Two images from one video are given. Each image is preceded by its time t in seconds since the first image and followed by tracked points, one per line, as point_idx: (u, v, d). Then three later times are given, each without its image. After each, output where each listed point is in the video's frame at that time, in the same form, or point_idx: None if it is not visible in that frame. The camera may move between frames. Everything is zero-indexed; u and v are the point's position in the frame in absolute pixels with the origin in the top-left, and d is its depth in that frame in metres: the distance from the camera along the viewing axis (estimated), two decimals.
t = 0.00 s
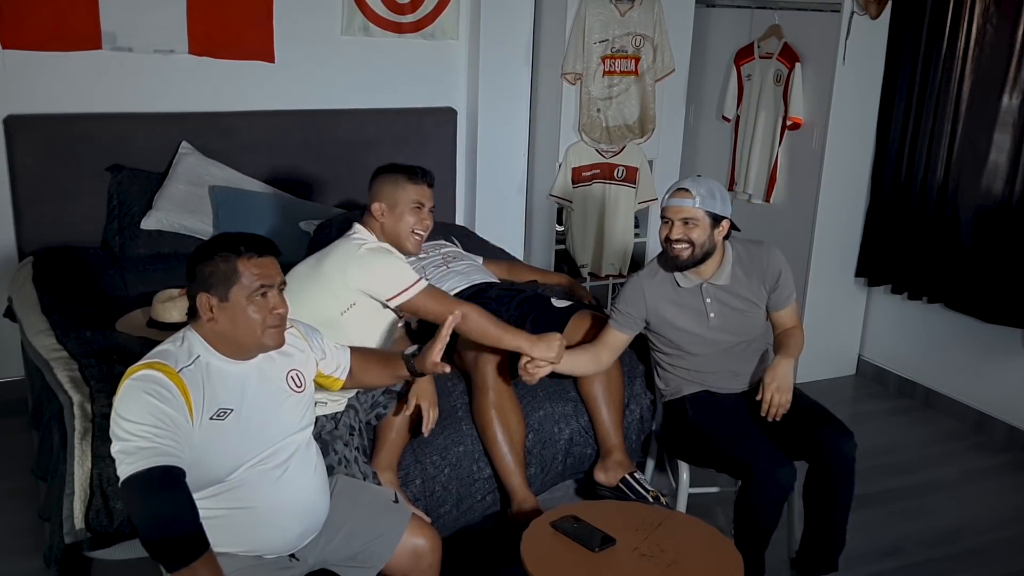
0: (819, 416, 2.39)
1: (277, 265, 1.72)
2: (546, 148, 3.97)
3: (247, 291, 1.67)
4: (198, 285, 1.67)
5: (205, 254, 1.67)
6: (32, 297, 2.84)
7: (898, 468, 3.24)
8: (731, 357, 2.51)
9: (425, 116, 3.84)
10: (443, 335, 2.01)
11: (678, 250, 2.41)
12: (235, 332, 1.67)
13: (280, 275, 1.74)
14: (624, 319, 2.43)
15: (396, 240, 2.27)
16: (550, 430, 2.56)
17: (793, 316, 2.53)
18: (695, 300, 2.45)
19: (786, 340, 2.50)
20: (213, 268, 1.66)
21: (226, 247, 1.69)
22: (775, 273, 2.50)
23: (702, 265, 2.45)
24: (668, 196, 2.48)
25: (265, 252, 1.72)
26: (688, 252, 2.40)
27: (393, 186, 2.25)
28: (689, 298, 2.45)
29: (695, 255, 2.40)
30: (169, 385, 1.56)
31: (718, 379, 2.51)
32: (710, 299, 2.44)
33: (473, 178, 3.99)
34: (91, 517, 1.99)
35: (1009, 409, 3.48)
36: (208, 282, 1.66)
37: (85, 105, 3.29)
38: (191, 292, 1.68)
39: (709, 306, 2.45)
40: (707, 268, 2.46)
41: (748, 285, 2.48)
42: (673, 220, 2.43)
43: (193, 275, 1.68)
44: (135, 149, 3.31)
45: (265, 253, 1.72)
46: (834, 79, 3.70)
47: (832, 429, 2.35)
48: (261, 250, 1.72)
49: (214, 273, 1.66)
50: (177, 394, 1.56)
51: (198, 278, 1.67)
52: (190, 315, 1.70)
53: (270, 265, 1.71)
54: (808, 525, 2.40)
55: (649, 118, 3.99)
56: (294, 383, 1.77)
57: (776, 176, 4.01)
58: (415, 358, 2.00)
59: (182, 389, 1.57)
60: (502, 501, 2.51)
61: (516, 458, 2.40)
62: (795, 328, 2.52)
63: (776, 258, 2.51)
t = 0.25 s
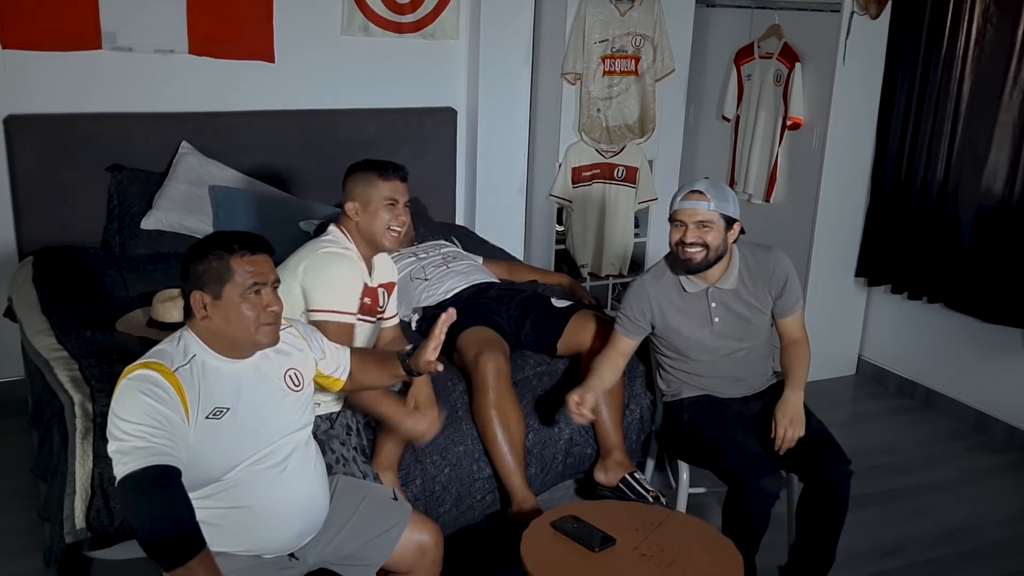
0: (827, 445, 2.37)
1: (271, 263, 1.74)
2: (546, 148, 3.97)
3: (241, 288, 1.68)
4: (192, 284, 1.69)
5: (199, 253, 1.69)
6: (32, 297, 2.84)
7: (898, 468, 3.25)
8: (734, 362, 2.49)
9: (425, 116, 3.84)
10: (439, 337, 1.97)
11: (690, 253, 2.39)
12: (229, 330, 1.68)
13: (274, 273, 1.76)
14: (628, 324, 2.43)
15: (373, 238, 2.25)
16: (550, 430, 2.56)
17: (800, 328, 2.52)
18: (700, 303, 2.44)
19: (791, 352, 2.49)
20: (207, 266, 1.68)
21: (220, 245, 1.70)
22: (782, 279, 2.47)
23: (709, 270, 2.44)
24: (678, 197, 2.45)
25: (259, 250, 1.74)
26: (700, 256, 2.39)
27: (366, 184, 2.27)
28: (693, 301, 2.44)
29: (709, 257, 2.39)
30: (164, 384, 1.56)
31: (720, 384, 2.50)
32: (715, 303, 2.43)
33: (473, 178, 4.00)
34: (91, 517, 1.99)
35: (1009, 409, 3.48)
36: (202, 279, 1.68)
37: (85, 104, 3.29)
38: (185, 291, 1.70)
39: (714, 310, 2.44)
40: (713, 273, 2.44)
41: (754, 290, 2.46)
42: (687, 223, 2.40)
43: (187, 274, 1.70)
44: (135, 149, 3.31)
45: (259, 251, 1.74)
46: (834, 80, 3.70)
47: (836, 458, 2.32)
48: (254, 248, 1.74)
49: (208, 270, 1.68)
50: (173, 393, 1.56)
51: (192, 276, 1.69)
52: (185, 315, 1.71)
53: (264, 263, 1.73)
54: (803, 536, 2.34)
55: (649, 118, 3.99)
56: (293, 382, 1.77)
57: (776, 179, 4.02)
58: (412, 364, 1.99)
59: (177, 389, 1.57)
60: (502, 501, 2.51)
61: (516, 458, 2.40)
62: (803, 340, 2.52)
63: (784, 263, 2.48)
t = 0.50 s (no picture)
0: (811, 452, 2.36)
1: (267, 261, 1.75)
2: (546, 148, 3.97)
3: (238, 286, 1.69)
4: (189, 282, 1.69)
5: (196, 251, 1.70)
6: (32, 297, 2.84)
7: (898, 468, 3.24)
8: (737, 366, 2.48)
9: (425, 116, 3.84)
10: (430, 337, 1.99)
11: (711, 246, 2.38)
12: (226, 329, 1.68)
13: (271, 271, 1.76)
14: (642, 325, 2.42)
15: (340, 235, 2.25)
16: (550, 430, 2.55)
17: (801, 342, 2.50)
18: (710, 304, 2.42)
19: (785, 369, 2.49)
20: (204, 264, 1.68)
21: (216, 243, 1.71)
22: (790, 283, 2.46)
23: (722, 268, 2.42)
24: (700, 190, 2.42)
25: (255, 249, 1.75)
26: (719, 250, 2.37)
27: (325, 183, 2.25)
28: (702, 305, 2.42)
29: (731, 251, 2.38)
30: (163, 382, 1.56)
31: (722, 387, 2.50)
32: (725, 303, 2.42)
33: (473, 178, 3.99)
34: (91, 517, 1.99)
35: (1009, 409, 3.48)
36: (199, 277, 1.68)
37: (85, 105, 3.29)
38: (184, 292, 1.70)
39: (723, 310, 2.42)
40: (726, 272, 2.42)
41: (762, 296, 2.44)
42: (710, 215, 2.39)
43: (185, 274, 1.70)
44: (135, 149, 3.31)
45: (255, 250, 1.74)
46: (834, 79, 3.70)
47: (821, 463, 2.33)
48: (251, 246, 1.74)
49: (205, 269, 1.68)
50: (172, 391, 1.56)
51: (189, 275, 1.69)
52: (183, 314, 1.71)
53: (260, 261, 1.74)
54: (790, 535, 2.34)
55: (649, 118, 3.99)
56: (292, 380, 1.77)
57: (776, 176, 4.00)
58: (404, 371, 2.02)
59: (176, 387, 1.58)
60: (502, 500, 2.50)
61: (516, 457, 2.40)
62: (801, 357, 2.50)
63: (793, 268, 2.47)
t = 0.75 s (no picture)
0: (802, 449, 2.32)
1: (266, 260, 1.74)
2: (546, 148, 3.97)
3: (237, 286, 1.68)
4: (187, 281, 1.68)
5: (194, 250, 1.69)
6: (32, 297, 2.84)
7: (898, 468, 3.24)
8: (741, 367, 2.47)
9: (425, 116, 3.84)
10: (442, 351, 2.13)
11: (707, 237, 2.39)
12: (225, 328, 1.67)
13: (269, 270, 1.76)
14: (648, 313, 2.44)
15: (300, 237, 2.23)
16: (550, 430, 2.55)
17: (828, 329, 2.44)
18: (715, 297, 2.45)
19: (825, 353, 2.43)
20: (202, 263, 1.67)
21: (214, 242, 1.70)
22: (801, 280, 2.45)
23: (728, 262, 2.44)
24: (705, 183, 2.46)
25: (253, 248, 1.74)
26: (715, 240, 2.38)
27: (273, 183, 2.21)
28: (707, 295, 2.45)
29: (727, 245, 2.37)
30: (164, 380, 1.56)
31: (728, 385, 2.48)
32: (730, 297, 2.44)
33: (473, 178, 3.99)
34: (91, 517, 1.99)
35: (1009, 409, 3.48)
36: (197, 276, 1.67)
37: (85, 104, 3.29)
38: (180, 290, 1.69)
39: (728, 304, 2.44)
40: (733, 265, 2.44)
41: (770, 290, 2.45)
42: (709, 206, 2.41)
43: (182, 273, 1.69)
44: (135, 149, 3.31)
45: (254, 248, 1.74)
46: (834, 79, 3.70)
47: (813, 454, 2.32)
48: (249, 246, 1.74)
49: (202, 268, 1.67)
50: (172, 389, 1.56)
51: (187, 274, 1.68)
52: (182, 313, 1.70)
53: (259, 260, 1.73)
54: (785, 534, 2.33)
55: (649, 118, 3.99)
56: (293, 377, 1.78)
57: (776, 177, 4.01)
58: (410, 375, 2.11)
59: (177, 384, 1.58)
60: (502, 500, 2.50)
61: (516, 457, 2.40)
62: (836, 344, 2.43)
63: (806, 265, 2.46)
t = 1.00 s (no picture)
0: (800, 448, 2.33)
1: (264, 258, 1.74)
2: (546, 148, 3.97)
3: (236, 285, 1.68)
4: (186, 283, 1.69)
5: (192, 251, 1.69)
6: (32, 297, 2.84)
7: (898, 467, 3.24)
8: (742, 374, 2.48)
9: (425, 116, 3.84)
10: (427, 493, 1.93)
11: (710, 257, 2.39)
12: (226, 327, 1.67)
13: (268, 268, 1.76)
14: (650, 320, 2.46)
15: (277, 245, 2.23)
16: (550, 430, 2.55)
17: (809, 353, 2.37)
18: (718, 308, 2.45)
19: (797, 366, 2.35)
20: (201, 264, 1.67)
21: (212, 243, 1.70)
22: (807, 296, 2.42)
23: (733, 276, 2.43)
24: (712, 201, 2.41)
25: (251, 246, 1.74)
26: (717, 262, 2.38)
27: (254, 189, 2.19)
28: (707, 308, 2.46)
29: (727, 266, 2.38)
30: (166, 379, 1.56)
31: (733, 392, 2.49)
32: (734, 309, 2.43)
33: (473, 178, 4.00)
34: (91, 517, 1.99)
35: (1008, 410, 3.48)
36: (196, 277, 1.67)
37: (85, 104, 3.28)
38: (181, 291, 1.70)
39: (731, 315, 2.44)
40: (737, 281, 2.43)
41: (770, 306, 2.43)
42: (712, 227, 2.38)
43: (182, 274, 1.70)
44: (135, 149, 3.31)
45: (251, 247, 1.73)
46: (834, 79, 3.70)
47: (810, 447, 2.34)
48: (246, 245, 1.73)
49: (200, 269, 1.67)
50: (176, 389, 1.57)
51: (186, 275, 1.68)
52: (182, 314, 1.70)
53: (256, 259, 1.73)
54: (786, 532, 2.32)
55: (649, 118, 3.99)
56: (296, 378, 1.77)
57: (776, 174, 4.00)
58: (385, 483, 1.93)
59: (181, 384, 1.58)
60: (502, 500, 2.49)
61: (516, 457, 2.40)
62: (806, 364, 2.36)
63: (812, 280, 2.43)
